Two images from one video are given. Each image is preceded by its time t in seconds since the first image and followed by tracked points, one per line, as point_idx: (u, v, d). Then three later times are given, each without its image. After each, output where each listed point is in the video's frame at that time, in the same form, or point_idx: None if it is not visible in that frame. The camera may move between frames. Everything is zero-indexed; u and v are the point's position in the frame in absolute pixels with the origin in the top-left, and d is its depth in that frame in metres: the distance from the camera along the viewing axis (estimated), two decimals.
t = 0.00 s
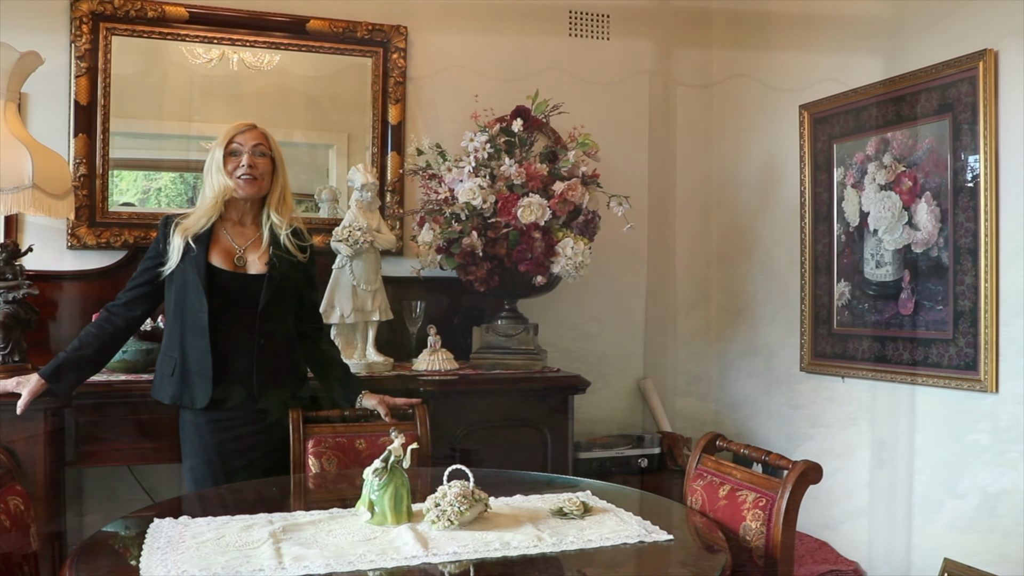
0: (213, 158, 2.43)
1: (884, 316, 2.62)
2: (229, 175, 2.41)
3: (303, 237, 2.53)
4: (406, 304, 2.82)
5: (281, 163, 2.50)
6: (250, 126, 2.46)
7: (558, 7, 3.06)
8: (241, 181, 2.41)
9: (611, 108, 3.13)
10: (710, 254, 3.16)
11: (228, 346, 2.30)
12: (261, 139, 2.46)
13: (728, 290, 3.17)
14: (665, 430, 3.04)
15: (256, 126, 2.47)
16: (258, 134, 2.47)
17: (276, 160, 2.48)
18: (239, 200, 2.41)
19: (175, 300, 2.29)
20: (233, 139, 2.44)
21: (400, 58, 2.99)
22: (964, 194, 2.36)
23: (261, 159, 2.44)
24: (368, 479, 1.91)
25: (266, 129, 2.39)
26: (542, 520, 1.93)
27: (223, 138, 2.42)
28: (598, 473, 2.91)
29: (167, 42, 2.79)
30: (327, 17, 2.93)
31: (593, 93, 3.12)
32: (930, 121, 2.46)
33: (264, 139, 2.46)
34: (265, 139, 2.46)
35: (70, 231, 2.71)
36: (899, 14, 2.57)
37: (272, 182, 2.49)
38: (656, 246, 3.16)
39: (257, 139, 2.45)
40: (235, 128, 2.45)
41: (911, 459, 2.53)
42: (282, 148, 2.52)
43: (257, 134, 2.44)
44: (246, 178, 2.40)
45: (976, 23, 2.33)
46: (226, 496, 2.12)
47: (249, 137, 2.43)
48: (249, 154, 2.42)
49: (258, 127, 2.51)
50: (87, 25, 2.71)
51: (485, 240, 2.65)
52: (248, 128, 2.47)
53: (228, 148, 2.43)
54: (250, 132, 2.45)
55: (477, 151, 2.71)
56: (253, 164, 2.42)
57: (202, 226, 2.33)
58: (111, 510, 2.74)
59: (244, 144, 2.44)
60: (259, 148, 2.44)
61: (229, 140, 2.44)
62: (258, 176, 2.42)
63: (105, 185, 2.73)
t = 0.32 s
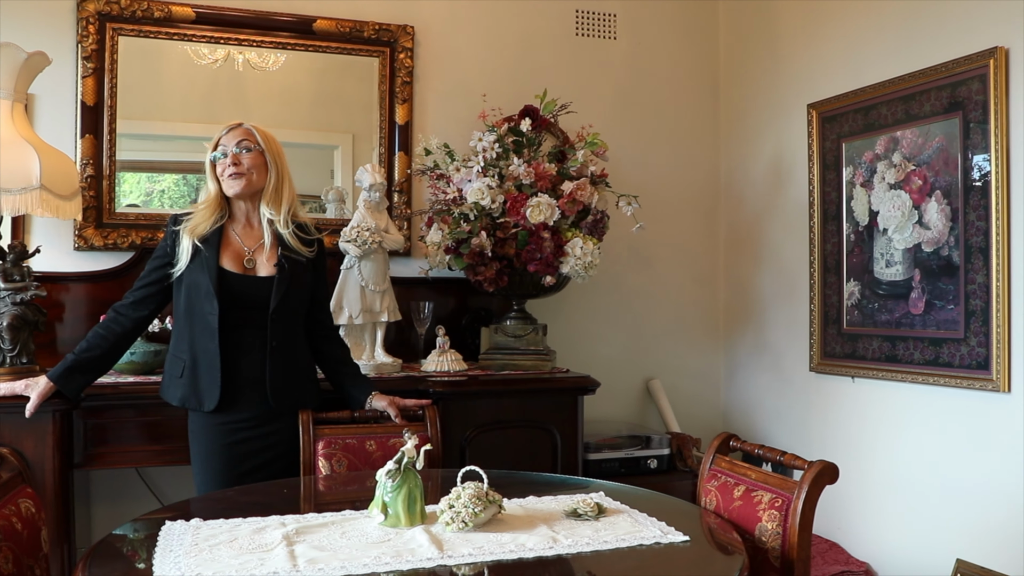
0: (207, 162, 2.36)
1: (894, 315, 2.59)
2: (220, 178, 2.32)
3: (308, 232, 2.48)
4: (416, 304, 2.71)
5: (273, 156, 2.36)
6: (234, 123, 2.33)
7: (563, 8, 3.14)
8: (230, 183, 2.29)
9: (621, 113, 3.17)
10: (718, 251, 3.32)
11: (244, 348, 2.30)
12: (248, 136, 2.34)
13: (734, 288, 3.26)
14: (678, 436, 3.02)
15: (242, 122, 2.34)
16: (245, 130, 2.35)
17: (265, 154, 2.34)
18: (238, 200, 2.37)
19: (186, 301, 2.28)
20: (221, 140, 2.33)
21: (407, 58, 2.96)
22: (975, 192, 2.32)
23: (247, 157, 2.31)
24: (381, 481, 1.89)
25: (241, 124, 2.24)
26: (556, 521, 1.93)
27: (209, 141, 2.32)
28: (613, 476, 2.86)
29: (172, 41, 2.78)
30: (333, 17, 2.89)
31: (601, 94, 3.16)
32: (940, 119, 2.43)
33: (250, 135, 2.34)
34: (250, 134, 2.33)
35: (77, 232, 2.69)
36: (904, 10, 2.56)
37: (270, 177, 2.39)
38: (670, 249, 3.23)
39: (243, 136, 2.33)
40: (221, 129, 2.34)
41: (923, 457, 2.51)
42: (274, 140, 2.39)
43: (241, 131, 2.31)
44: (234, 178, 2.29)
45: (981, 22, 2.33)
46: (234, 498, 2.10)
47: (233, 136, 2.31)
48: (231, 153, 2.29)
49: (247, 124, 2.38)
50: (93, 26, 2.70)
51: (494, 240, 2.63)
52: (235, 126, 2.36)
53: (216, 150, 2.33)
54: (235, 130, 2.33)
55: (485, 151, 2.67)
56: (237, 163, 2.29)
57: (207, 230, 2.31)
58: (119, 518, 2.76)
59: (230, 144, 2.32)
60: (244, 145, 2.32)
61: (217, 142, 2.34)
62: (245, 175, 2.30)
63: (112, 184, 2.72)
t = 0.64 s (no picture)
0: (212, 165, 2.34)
1: (905, 315, 2.58)
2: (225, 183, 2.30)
3: (316, 228, 2.46)
4: (424, 305, 2.71)
5: (277, 159, 2.32)
6: (237, 127, 2.30)
7: (571, 8, 3.13)
8: (234, 188, 2.27)
9: (628, 112, 3.16)
10: (726, 250, 3.31)
11: (254, 349, 2.28)
12: (251, 139, 2.30)
13: (742, 289, 3.25)
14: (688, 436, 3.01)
15: (244, 125, 2.30)
16: (250, 133, 2.31)
17: (270, 157, 2.31)
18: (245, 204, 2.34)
19: (193, 303, 2.27)
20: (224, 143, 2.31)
21: (415, 58, 2.95)
22: (986, 191, 2.31)
23: (251, 161, 2.28)
24: (396, 484, 1.88)
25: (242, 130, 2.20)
26: (571, 523, 1.92)
27: (212, 146, 2.30)
28: (622, 477, 2.85)
29: (180, 43, 2.77)
30: (340, 17, 2.88)
31: (608, 94, 3.15)
32: (950, 119, 2.43)
33: (254, 139, 2.30)
34: (253, 138, 2.30)
35: (85, 234, 2.68)
36: (914, 9, 2.55)
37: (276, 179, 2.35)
38: (678, 249, 3.22)
39: (246, 140, 2.30)
40: (224, 132, 2.31)
41: (934, 457, 2.51)
42: (278, 142, 2.34)
43: (244, 135, 2.28)
44: (238, 183, 2.27)
45: (991, 21, 2.32)
46: (246, 501, 2.09)
47: (235, 141, 2.28)
48: (235, 159, 2.26)
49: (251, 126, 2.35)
50: (101, 27, 2.69)
51: (503, 241, 2.61)
52: (239, 129, 2.32)
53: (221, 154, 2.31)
54: (238, 134, 2.30)
55: (495, 151, 2.66)
56: (241, 167, 2.26)
57: (215, 232, 2.29)
58: (129, 519, 2.76)
59: (233, 148, 2.29)
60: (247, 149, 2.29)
61: (221, 146, 2.32)
62: (249, 179, 2.27)
63: (120, 186, 2.71)
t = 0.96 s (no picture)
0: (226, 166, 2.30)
1: (917, 316, 2.57)
2: (241, 187, 2.27)
3: (329, 233, 2.44)
4: (435, 306, 2.69)
5: (296, 166, 2.31)
6: (257, 131, 2.26)
7: (580, 9, 3.12)
8: (252, 193, 2.26)
9: (638, 112, 3.16)
10: (736, 251, 3.31)
11: (267, 352, 2.27)
12: (270, 144, 2.27)
13: (752, 289, 3.25)
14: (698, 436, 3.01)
15: (264, 130, 2.27)
16: (269, 138, 2.28)
17: (288, 165, 2.29)
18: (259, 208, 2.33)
19: (205, 306, 2.26)
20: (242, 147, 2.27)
21: (424, 59, 2.94)
22: (1000, 191, 2.31)
23: (271, 168, 2.26)
24: (413, 487, 1.87)
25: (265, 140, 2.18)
26: (589, 526, 1.92)
27: (230, 149, 2.25)
28: (634, 478, 2.84)
29: (189, 44, 2.76)
30: (350, 18, 2.87)
31: (618, 95, 3.14)
32: (963, 119, 2.42)
33: (273, 144, 2.27)
34: (273, 144, 2.27)
35: (95, 236, 2.67)
36: (926, 9, 2.55)
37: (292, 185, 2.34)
38: (688, 250, 3.22)
39: (266, 145, 2.26)
40: (242, 135, 2.26)
41: (947, 457, 2.50)
42: (296, 147, 2.32)
43: (265, 142, 2.25)
44: (257, 190, 2.25)
45: (1004, 19, 2.31)
46: (260, 504, 2.08)
47: (256, 146, 2.24)
48: (255, 166, 2.24)
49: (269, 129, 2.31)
50: (110, 29, 2.68)
51: (515, 242, 2.59)
52: (258, 132, 2.28)
53: (238, 157, 2.27)
54: (258, 138, 2.26)
55: (506, 151, 2.65)
56: (262, 175, 2.24)
57: (227, 236, 2.27)
58: (141, 524, 2.75)
59: (252, 152, 2.26)
60: (267, 156, 2.27)
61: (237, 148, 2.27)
62: (268, 186, 2.26)
63: (130, 188, 2.70)
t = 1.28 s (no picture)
0: (246, 168, 2.29)
1: (934, 316, 2.56)
2: (262, 190, 2.28)
3: (346, 235, 2.43)
4: (451, 307, 2.68)
5: (317, 171, 2.33)
6: (281, 135, 2.25)
7: (593, 9, 3.12)
8: (275, 197, 2.26)
9: (652, 112, 3.15)
10: (750, 252, 3.30)
11: (285, 353, 2.26)
12: (293, 148, 2.27)
13: (766, 289, 3.24)
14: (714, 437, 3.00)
15: (288, 134, 2.26)
16: (292, 142, 2.29)
17: (310, 169, 2.31)
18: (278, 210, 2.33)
19: (221, 308, 2.25)
20: (265, 150, 2.26)
21: (438, 60, 2.93)
22: (1019, 190, 2.29)
23: (294, 173, 2.27)
24: (435, 490, 1.87)
25: (292, 145, 2.19)
26: (611, 528, 1.91)
27: (253, 151, 2.24)
28: (649, 479, 2.83)
29: (204, 46, 2.76)
30: (364, 19, 2.86)
31: (632, 95, 3.13)
32: (980, 118, 2.41)
33: (297, 149, 2.28)
34: (297, 149, 2.27)
35: (109, 238, 2.67)
36: (942, 9, 2.53)
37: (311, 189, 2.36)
38: (702, 250, 3.21)
39: (290, 150, 2.26)
40: (265, 138, 2.25)
41: (965, 458, 2.48)
42: (317, 151, 2.34)
43: (289, 146, 2.25)
44: (280, 194, 2.26)
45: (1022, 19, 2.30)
46: (279, 507, 2.07)
47: (280, 151, 2.24)
48: (279, 170, 2.25)
49: (291, 131, 2.30)
50: (125, 31, 2.68)
51: (532, 243, 2.58)
52: (280, 135, 2.27)
53: (260, 159, 2.26)
54: (282, 142, 2.26)
55: (522, 152, 2.64)
56: (286, 180, 2.25)
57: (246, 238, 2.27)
58: (159, 531, 2.74)
59: (275, 156, 2.26)
60: (291, 160, 2.27)
61: (259, 150, 2.26)
62: (291, 191, 2.27)
63: (144, 190, 2.70)
